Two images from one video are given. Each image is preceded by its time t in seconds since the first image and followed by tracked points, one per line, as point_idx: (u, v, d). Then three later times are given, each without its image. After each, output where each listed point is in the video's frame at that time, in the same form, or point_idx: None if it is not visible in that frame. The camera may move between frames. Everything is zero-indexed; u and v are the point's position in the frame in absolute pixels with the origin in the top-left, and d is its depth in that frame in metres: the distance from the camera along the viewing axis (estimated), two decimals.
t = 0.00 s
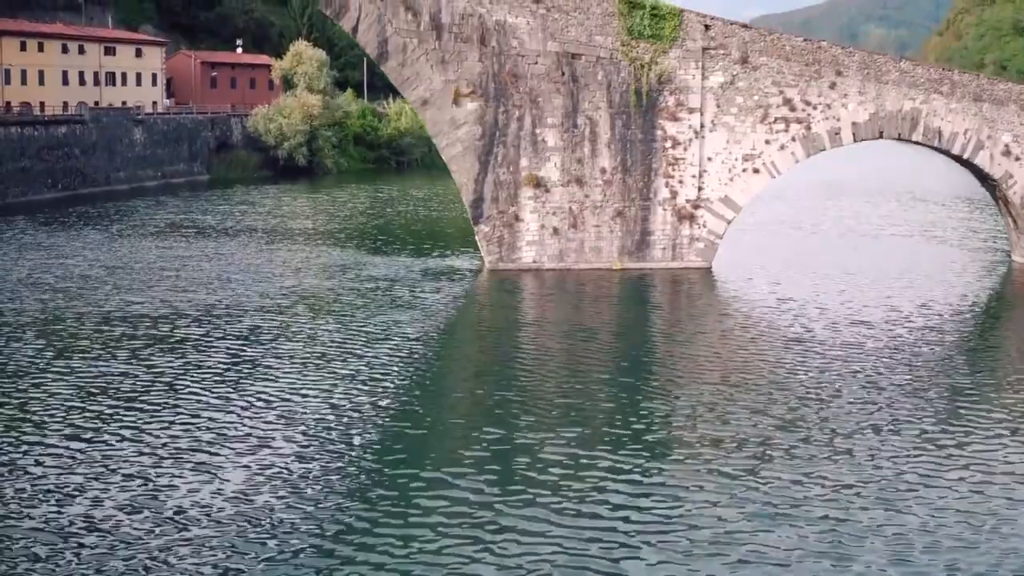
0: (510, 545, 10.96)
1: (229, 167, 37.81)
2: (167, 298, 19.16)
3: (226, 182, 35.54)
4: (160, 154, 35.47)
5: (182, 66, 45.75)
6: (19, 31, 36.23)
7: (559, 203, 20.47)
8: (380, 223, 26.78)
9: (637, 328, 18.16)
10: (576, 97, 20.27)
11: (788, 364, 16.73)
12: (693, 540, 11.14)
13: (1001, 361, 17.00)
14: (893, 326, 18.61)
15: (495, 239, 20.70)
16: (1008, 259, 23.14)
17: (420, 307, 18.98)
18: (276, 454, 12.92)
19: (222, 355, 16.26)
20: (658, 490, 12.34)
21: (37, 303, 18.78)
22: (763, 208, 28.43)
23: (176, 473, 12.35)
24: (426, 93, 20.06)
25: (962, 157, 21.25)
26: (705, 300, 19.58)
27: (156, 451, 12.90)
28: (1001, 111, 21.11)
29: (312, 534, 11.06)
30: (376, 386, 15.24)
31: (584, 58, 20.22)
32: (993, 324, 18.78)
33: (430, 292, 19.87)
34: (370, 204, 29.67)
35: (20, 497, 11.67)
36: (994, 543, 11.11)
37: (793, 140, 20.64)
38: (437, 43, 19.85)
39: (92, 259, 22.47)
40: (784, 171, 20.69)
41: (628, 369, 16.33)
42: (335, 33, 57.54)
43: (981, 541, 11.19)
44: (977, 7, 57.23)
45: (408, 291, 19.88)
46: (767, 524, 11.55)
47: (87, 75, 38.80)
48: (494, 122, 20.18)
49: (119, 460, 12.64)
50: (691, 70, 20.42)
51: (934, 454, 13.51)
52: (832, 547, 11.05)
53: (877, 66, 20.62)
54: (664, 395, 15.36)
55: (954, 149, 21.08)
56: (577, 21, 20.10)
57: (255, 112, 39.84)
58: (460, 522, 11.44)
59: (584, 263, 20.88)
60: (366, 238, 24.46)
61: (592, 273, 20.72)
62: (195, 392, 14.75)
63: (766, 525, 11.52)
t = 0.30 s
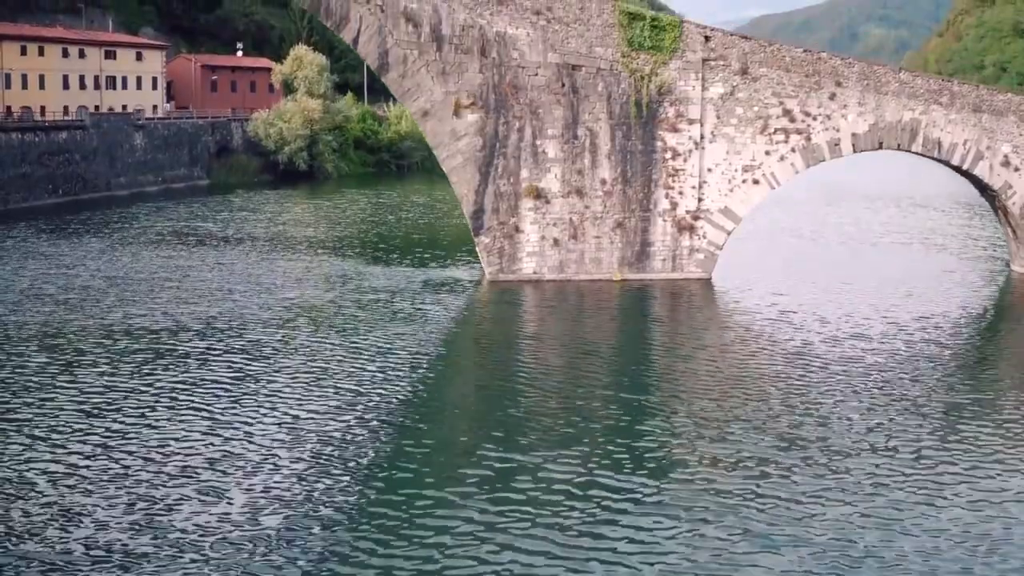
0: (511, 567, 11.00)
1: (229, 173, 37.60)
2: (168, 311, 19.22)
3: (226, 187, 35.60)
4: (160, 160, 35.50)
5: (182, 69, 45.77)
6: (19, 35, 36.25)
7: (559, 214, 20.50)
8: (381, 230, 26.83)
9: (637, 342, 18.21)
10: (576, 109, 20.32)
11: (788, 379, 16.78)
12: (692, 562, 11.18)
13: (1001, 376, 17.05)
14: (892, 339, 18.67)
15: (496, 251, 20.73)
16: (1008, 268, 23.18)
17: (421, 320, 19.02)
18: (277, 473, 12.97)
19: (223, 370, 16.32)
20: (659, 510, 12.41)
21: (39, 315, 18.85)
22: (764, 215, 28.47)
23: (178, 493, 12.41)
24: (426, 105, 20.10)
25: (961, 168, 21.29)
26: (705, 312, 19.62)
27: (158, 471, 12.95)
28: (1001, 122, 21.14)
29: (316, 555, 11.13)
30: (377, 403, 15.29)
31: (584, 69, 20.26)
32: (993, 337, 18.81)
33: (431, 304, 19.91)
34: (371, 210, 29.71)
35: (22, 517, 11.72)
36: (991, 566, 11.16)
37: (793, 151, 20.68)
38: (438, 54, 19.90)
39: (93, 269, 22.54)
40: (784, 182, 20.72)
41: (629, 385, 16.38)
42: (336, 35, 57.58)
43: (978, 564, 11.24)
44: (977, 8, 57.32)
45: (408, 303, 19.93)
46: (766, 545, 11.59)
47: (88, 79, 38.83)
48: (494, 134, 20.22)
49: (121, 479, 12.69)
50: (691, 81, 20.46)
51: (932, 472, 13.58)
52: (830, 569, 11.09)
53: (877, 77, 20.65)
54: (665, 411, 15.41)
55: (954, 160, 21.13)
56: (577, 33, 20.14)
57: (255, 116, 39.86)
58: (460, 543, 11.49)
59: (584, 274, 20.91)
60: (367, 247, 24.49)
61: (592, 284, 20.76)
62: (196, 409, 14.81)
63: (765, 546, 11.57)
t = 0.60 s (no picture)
0: None
1: (229, 177, 37.75)
2: (170, 323, 19.29)
3: (227, 192, 35.65)
4: (161, 165, 35.55)
5: (182, 72, 45.79)
6: (20, 39, 36.27)
7: (559, 225, 20.54)
8: (382, 237, 26.88)
9: (637, 355, 18.26)
10: (576, 120, 20.36)
11: (788, 394, 16.83)
12: None
13: (999, 391, 17.10)
14: (892, 352, 18.72)
15: (496, 262, 20.76)
16: (1007, 278, 23.24)
17: (421, 333, 19.06)
18: (279, 491, 13.03)
19: (225, 385, 16.37)
20: (658, 528, 12.49)
21: (41, 327, 18.93)
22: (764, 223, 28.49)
23: (181, 511, 12.45)
24: (427, 117, 20.14)
25: (961, 179, 21.33)
26: (705, 324, 19.67)
27: (160, 489, 12.99)
28: (1001, 133, 21.18)
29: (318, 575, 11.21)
30: (378, 420, 15.33)
31: (585, 81, 20.30)
32: (992, 350, 18.85)
33: (431, 316, 19.96)
34: (372, 217, 29.74)
35: (26, 537, 11.77)
36: None
37: (793, 162, 20.72)
38: (438, 66, 19.96)
39: (95, 279, 22.60)
40: (784, 193, 20.75)
41: (628, 400, 16.43)
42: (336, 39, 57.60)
43: None
44: (976, 10, 57.48)
45: (409, 315, 19.98)
46: (764, 566, 11.65)
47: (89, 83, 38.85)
48: (494, 145, 20.27)
49: (124, 498, 12.74)
50: (691, 93, 20.48)
51: (932, 490, 13.65)
52: None
53: (877, 88, 20.66)
54: (665, 428, 15.45)
55: (954, 171, 21.16)
56: (578, 45, 20.20)
57: (255, 121, 39.89)
58: (461, 564, 11.54)
59: (584, 285, 20.93)
60: (368, 257, 24.51)
61: (592, 296, 20.80)
62: (199, 426, 14.86)
63: (764, 567, 11.62)
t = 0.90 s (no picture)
0: None
1: (230, 183, 37.81)
2: (172, 337, 19.35)
3: (227, 198, 35.69)
4: (162, 171, 35.62)
5: (183, 76, 45.81)
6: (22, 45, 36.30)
7: (560, 239, 20.59)
8: (383, 247, 26.95)
9: (637, 372, 18.33)
10: (577, 134, 20.41)
11: (788, 411, 16.90)
12: None
13: (998, 408, 17.17)
14: (891, 368, 18.78)
15: (497, 275, 20.81)
16: (1007, 290, 23.28)
17: (423, 348, 19.12)
18: (281, 514, 13.10)
19: (228, 403, 16.45)
20: (657, 551, 12.56)
21: (43, 342, 18.98)
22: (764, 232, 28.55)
23: (184, 534, 12.52)
24: (428, 130, 20.18)
25: (961, 192, 21.38)
26: (706, 339, 19.73)
27: (163, 511, 13.07)
28: (1000, 146, 21.22)
29: None
30: (380, 439, 15.41)
31: (585, 95, 20.35)
32: (991, 366, 18.91)
33: (431, 331, 20.01)
34: (372, 225, 29.77)
35: (30, 560, 11.84)
36: None
37: (793, 176, 20.75)
38: (439, 80, 20.02)
39: (97, 291, 22.67)
40: (784, 207, 20.79)
41: (629, 419, 16.48)
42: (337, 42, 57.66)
43: None
44: (977, 12, 57.63)
45: (410, 329, 20.04)
46: None
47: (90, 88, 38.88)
48: (495, 159, 20.31)
49: (127, 520, 12.82)
50: (691, 106, 20.53)
51: (930, 510, 13.72)
52: None
53: (877, 102, 20.71)
54: (665, 448, 15.51)
55: (953, 184, 21.21)
56: (578, 59, 20.26)
57: (256, 126, 39.92)
58: None
59: (584, 298, 20.97)
60: (369, 267, 24.54)
61: (592, 309, 20.84)
62: (202, 446, 14.94)
63: None
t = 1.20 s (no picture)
0: None
1: (231, 187, 37.87)
2: (174, 349, 19.42)
3: (228, 202, 35.72)
4: (163, 176, 35.67)
5: (184, 79, 45.83)
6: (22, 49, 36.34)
7: (560, 249, 20.63)
8: (384, 254, 26.99)
9: (638, 384, 18.38)
10: (578, 145, 20.45)
11: (788, 424, 16.95)
12: None
13: (997, 421, 17.21)
14: (892, 380, 18.83)
15: (498, 285, 20.84)
16: (1007, 298, 23.32)
17: (424, 360, 19.17)
18: (284, 531, 13.16)
19: (230, 417, 16.51)
20: (656, 567, 12.63)
21: (45, 353, 19.05)
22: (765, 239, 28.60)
23: (187, 551, 12.59)
24: (429, 141, 20.23)
25: (961, 202, 21.42)
26: (706, 350, 19.77)
27: (166, 527, 13.13)
28: (1000, 156, 21.26)
29: None
30: (381, 455, 15.46)
31: (586, 106, 20.39)
32: (991, 378, 18.96)
33: (432, 341, 20.07)
34: (373, 231, 29.82)
35: None
36: None
37: (793, 186, 20.77)
38: (440, 91, 20.07)
39: (99, 300, 22.73)
40: (784, 217, 20.81)
41: (630, 434, 16.52)
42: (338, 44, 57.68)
43: None
44: (977, 14, 57.76)
45: (411, 340, 20.09)
46: None
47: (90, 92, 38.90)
48: (496, 170, 20.35)
49: (130, 536, 12.88)
50: (691, 117, 20.57)
51: (929, 526, 13.77)
52: None
53: (877, 112, 20.74)
54: (666, 463, 15.55)
55: (953, 194, 21.25)
56: (579, 69, 20.30)
57: (257, 131, 39.96)
58: None
59: (584, 308, 21.00)
60: (370, 275, 24.58)
61: (593, 319, 20.87)
62: (203, 461, 15.00)
63: None
